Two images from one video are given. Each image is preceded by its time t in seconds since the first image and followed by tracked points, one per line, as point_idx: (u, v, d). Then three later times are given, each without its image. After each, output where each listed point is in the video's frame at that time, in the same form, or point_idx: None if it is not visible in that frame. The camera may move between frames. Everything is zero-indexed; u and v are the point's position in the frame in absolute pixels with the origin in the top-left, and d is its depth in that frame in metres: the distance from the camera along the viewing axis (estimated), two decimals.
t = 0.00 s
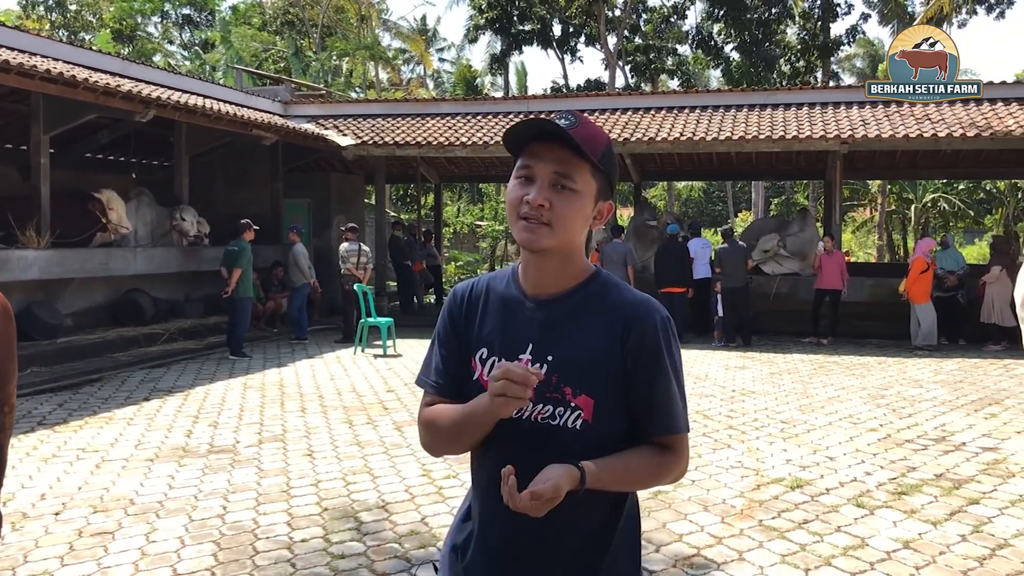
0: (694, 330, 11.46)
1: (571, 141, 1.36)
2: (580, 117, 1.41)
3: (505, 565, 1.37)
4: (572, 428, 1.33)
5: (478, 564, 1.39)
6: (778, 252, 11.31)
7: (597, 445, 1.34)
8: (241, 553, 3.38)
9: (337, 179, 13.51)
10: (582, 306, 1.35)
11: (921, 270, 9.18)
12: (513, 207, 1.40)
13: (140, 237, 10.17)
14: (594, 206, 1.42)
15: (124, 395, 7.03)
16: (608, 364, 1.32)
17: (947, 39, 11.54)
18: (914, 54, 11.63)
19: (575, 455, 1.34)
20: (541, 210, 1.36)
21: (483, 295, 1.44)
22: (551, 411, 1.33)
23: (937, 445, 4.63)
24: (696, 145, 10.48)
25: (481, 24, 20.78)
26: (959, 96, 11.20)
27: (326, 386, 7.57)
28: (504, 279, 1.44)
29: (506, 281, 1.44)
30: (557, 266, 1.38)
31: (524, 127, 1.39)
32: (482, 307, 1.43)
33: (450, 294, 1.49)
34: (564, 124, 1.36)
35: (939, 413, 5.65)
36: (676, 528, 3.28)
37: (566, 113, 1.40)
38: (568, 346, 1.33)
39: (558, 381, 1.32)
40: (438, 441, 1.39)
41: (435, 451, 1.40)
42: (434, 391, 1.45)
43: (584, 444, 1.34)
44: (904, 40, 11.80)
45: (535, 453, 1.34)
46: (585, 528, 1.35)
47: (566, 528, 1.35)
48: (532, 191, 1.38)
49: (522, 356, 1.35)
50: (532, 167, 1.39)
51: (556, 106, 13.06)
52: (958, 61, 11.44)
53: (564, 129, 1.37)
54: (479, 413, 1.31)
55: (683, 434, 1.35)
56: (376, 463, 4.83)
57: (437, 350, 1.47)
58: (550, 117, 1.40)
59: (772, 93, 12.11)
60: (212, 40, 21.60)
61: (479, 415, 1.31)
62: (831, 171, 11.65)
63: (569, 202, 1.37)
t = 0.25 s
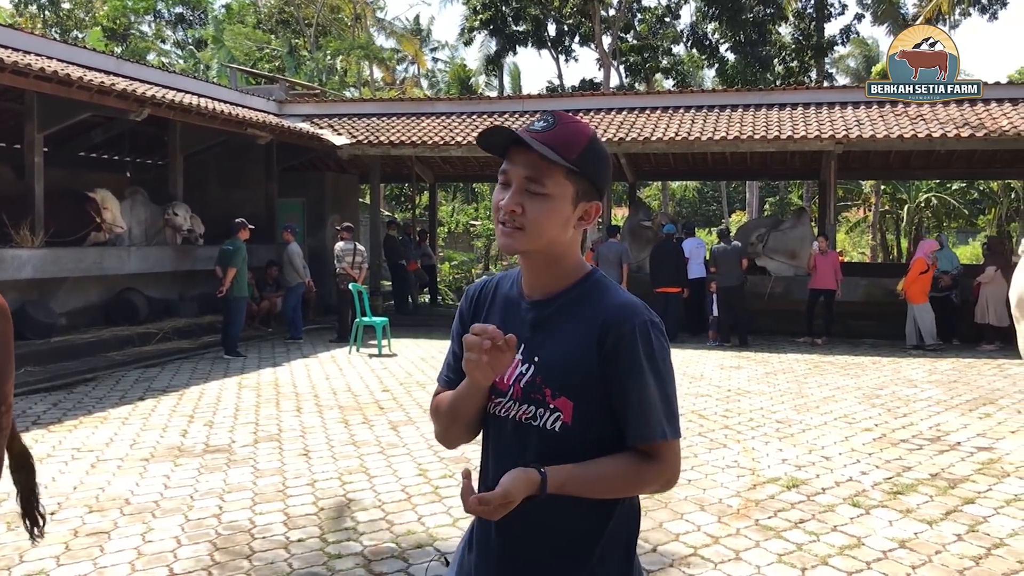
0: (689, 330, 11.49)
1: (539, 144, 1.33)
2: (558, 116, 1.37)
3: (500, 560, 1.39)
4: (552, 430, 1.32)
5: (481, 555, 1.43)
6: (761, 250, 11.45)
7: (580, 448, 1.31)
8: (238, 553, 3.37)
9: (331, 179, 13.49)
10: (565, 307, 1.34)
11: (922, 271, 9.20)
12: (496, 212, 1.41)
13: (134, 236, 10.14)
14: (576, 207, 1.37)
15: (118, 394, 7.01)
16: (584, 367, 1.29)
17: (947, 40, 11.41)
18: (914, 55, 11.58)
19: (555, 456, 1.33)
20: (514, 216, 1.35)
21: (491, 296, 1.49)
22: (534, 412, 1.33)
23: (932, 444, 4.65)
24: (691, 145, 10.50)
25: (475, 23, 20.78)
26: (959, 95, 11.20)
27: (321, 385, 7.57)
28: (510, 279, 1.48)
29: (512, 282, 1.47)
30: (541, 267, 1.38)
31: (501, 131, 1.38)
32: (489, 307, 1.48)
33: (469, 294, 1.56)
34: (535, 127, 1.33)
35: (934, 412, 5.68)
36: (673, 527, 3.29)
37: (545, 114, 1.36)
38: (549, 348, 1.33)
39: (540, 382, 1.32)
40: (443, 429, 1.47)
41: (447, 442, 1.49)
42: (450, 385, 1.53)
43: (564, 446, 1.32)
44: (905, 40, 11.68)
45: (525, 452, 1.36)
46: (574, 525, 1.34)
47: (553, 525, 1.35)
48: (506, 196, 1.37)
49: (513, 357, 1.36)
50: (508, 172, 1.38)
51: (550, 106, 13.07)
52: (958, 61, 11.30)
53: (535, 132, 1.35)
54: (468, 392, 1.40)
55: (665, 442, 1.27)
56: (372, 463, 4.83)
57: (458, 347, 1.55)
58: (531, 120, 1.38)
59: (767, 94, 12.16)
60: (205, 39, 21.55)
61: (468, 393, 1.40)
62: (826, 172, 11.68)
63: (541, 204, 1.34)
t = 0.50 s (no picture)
0: (687, 329, 11.50)
1: (519, 148, 1.33)
2: (545, 118, 1.36)
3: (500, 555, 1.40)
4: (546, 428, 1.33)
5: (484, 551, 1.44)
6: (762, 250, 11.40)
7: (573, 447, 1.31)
8: (237, 552, 3.37)
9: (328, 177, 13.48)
10: (560, 307, 1.35)
11: (930, 270, 9.18)
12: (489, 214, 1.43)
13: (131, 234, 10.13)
14: (560, 208, 1.34)
15: (115, 393, 7.01)
16: (573, 365, 1.29)
17: (948, 40, 11.46)
18: (914, 54, 11.57)
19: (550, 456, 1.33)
20: (498, 218, 1.36)
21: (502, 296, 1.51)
22: (531, 411, 1.34)
23: (929, 443, 4.67)
24: (688, 144, 10.50)
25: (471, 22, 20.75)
26: (959, 96, 11.22)
27: (319, 384, 7.57)
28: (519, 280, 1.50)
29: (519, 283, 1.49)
30: (534, 267, 1.39)
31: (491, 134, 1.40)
32: (499, 307, 1.50)
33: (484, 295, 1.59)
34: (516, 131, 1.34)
35: (931, 411, 5.69)
36: (672, 526, 3.30)
37: (533, 117, 1.36)
38: (546, 347, 1.33)
39: (535, 380, 1.33)
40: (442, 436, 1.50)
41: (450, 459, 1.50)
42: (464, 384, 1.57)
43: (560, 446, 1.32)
44: (905, 40, 11.67)
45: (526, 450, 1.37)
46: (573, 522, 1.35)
47: (548, 520, 1.36)
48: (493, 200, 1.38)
49: (515, 356, 1.38)
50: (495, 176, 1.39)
51: (547, 105, 13.07)
52: (958, 61, 11.36)
53: (520, 136, 1.35)
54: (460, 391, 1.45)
55: (648, 444, 1.24)
56: (371, 461, 4.83)
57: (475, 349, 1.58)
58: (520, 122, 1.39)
59: (764, 93, 12.16)
60: (201, 38, 21.50)
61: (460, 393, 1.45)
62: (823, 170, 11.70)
63: (521, 206, 1.34)
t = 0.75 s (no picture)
0: (685, 326, 11.50)
1: (540, 129, 1.34)
2: (562, 107, 1.38)
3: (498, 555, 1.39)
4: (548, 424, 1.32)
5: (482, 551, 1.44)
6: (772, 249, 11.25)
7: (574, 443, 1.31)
8: (236, 549, 3.37)
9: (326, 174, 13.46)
10: (563, 301, 1.34)
11: (935, 267, 9.21)
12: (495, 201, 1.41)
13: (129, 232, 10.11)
14: (572, 196, 1.35)
15: (114, 390, 7.00)
16: (577, 360, 1.28)
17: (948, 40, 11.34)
18: (914, 54, 11.48)
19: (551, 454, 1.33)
20: (511, 201, 1.35)
21: (497, 291, 1.50)
22: (534, 406, 1.33)
23: (928, 439, 4.67)
24: (687, 140, 10.48)
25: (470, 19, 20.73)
26: (960, 96, 11.13)
27: (318, 381, 7.57)
28: (515, 275, 1.49)
29: (516, 278, 1.48)
30: (538, 260, 1.37)
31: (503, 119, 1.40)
32: (495, 301, 1.49)
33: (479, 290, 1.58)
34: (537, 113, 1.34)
35: (930, 408, 5.70)
36: (672, 522, 3.30)
37: (550, 104, 1.38)
38: (547, 341, 1.33)
39: (538, 374, 1.32)
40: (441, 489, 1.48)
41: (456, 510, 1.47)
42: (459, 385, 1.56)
43: (561, 442, 1.32)
44: (906, 39, 11.26)
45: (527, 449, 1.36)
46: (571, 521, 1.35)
47: (548, 521, 1.35)
48: (504, 183, 1.37)
49: (517, 351, 1.37)
50: (507, 159, 1.38)
51: (545, 102, 13.06)
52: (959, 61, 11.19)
53: (536, 120, 1.36)
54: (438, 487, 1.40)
55: (651, 437, 1.24)
56: (370, 458, 4.83)
57: (470, 345, 1.57)
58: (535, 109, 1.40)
59: (762, 90, 12.15)
60: (199, 35, 21.46)
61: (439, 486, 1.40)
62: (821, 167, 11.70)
63: (535, 189, 1.33)
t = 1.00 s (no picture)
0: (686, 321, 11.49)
1: (579, 117, 1.34)
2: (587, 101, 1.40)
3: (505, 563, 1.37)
4: (569, 426, 1.30)
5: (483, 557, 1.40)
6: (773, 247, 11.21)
7: (597, 444, 1.30)
8: (236, 546, 3.36)
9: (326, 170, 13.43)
10: (583, 298, 1.32)
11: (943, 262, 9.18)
12: (515, 187, 1.36)
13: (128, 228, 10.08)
14: (602, 186, 1.37)
15: (113, 386, 6.99)
16: (609, 360, 1.27)
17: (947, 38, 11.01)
18: (914, 54, 11.11)
19: (575, 460, 1.31)
20: (544, 184, 1.32)
21: (491, 284, 1.44)
22: (552, 406, 1.30)
23: (930, 435, 4.66)
24: (688, 136, 10.45)
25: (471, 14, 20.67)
26: (960, 96, 10.88)
27: (318, 377, 7.55)
28: (512, 266, 1.44)
29: (514, 270, 1.43)
30: (559, 254, 1.34)
31: (530, 104, 1.37)
32: (490, 294, 1.44)
33: (463, 281, 1.51)
34: (574, 100, 1.34)
35: (931, 403, 5.69)
36: (673, 519, 3.29)
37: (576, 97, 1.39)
38: (570, 340, 1.30)
39: (560, 374, 1.29)
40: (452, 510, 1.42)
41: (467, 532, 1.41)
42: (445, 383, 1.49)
43: (583, 445, 1.31)
44: (905, 39, 10.90)
45: (540, 453, 1.33)
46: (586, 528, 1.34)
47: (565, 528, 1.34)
48: (534, 168, 1.34)
49: (527, 348, 1.34)
50: (536, 144, 1.36)
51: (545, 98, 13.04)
52: (959, 60, 10.85)
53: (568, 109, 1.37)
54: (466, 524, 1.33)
55: (686, 436, 1.27)
56: (370, 455, 4.82)
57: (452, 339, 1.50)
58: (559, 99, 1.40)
59: (762, 85, 12.12)
60: (199, 31, 21.41)
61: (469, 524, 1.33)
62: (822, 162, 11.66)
63: (572, 175, 1.32)
